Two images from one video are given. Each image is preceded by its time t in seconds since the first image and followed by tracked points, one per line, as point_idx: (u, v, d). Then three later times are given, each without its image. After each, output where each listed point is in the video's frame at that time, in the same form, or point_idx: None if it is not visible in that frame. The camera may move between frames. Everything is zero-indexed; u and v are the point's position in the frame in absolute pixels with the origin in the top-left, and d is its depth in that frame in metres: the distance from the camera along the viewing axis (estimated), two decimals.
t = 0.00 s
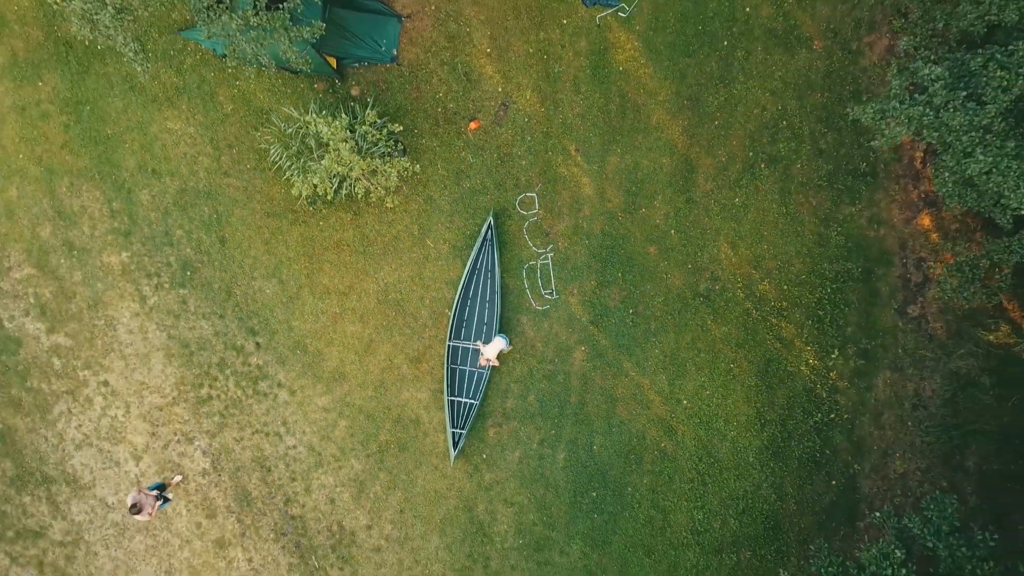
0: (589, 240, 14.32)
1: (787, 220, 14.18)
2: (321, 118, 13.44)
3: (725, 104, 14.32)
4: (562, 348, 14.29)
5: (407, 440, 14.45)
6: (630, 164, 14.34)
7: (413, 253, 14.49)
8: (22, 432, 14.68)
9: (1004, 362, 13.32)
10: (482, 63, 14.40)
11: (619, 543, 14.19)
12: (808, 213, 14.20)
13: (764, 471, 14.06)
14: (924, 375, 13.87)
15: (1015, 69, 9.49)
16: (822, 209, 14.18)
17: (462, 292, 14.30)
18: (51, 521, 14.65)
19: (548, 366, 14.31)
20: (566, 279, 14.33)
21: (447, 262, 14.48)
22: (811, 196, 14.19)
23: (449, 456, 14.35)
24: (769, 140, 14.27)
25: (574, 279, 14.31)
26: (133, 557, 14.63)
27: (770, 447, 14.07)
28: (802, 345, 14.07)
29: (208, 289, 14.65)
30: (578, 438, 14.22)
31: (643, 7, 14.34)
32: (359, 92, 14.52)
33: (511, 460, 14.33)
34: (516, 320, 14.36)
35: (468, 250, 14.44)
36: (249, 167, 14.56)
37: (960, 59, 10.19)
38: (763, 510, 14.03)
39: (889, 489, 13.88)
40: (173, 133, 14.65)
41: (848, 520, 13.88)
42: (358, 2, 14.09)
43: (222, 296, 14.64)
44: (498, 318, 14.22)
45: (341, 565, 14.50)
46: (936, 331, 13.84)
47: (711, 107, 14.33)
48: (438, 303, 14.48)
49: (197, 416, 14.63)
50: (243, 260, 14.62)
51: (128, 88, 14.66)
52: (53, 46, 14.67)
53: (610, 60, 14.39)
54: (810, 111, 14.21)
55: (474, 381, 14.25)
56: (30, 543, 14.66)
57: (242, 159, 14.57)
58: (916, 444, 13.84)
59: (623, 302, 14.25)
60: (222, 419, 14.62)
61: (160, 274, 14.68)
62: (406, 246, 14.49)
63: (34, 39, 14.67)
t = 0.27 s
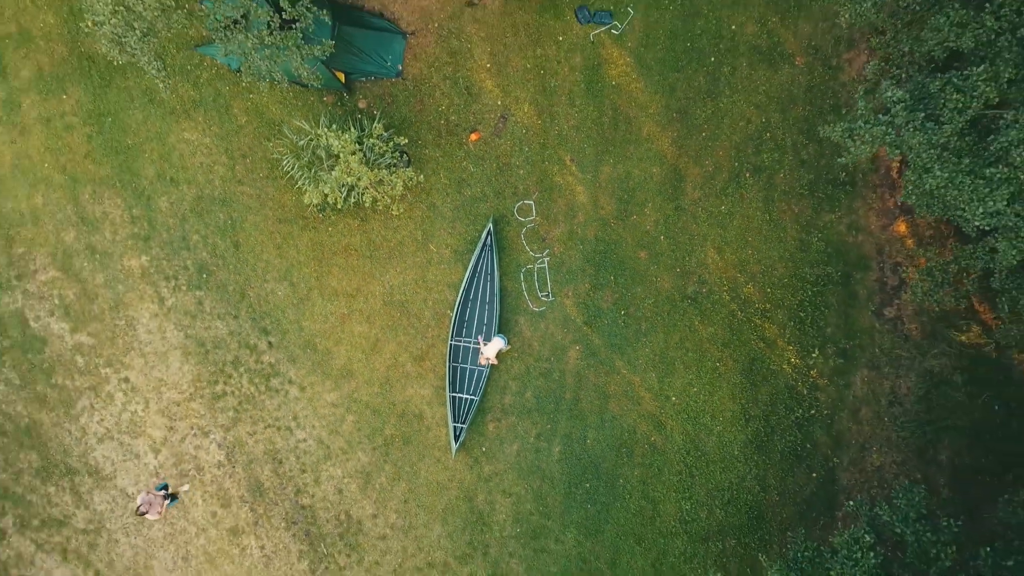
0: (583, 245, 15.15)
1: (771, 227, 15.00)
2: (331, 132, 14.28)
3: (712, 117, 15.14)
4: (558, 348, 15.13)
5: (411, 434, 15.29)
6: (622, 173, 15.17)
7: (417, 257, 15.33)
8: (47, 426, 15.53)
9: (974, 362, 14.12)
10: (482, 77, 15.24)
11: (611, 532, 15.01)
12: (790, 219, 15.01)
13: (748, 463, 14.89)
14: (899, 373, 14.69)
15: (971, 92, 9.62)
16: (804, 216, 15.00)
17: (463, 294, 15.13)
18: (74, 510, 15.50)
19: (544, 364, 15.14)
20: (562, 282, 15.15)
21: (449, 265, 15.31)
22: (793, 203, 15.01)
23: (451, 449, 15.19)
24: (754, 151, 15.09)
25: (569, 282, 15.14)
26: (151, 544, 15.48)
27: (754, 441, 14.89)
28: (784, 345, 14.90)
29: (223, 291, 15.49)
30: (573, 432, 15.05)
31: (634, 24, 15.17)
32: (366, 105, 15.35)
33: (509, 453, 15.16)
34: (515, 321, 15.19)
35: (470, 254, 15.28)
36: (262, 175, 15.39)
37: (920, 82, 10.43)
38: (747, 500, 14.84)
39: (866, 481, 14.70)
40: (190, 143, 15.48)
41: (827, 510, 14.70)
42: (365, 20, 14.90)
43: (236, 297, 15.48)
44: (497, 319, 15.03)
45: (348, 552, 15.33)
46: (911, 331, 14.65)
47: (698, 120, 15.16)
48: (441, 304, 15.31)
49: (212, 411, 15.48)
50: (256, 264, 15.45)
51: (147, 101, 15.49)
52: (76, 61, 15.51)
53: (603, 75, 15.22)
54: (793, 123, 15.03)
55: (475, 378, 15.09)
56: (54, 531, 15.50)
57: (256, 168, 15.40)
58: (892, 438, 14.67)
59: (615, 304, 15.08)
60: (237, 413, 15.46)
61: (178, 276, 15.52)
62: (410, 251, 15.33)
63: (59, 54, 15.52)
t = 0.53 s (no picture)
0: (578, 249, 16.00)
1: (756, 232, 15.84)
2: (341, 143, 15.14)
3: (701, 128, 15.98)
4: (555, 346, 15.98)
5: (415, 428, 16.14)
6: (615, 182, 16.01)
7: (421, 260, 16.18)
8: (71, 420, 16.39)
9: (948, 360, 14.96)
10: (483, 90, 16.09)
11: (604, 521, 15.85)
12: (775, 225, 15.85)
13: (735, 456, 15.72)
14: (878, 371, 15.54)
15: (933, 110, 10.47)
16: (788, 222, 15.83)
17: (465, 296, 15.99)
18: (96, 500, 16.36)
19: (541, 362, 16.00)
20: (558, 284, 16.00)
21: (451, 268, 16.17)
22: (778, 210, 15.85)
23: (453, 442, 16.04)
24: (740, 160, 15.93)
25: (565, 284, 15.99)
26: (169, 532, 16.33)
27: (741, 435, 15.73)
28: (769, 344, 15.74)
29: (238, 292, 16.34)
30: (569, 426, 15.91)
31: (627, 40, 16.01)
32: (373, 116, 16.20)
33: (508, 446, 16.01)
34: (514, 321, 16.04)
35: (471, 258, 16.12)
36: (274, 182, 16.24)
37: (888, 101, 11.31)
38: (734, 491, 15.68)
39: (846, 472, 15.54)
40: (206, 152, 16.32)
41: (809, 500, 15.53)
42: (372, 36, 15.73)
43: (249, 298, 16.33)
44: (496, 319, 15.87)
45: (356, 539, 16.18)
46: (889, 331, 15.50)
47: (688, 131, 15.99)
48: (444, 305, 16.16)
49: (227, 406, 16.34)
50: (269, 267, 16.30)
51: (165, 112, 16.33)
52: (99, 74, 16.36)
53: (597, 88, 16.06)
54: (777, 134, 15.87)
55: (475, 375, 15.94)
56: (78, 519, 16.36)
57: (268, 176, 16.24)
58: (870, 433, 15.50)
59: (609, 305, 15.93)
60: (250, 408, 16.32)
61: (195, 278, 16.38)
62: (415, 255, 16.17)
63: (82, 67, 16.36)
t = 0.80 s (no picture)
0: (575, 253, 16.77)
1: (745, 237, 16.61)
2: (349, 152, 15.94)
3: (693, 138, 16.75)
4: (553, 346, 16.76)
5: (420, 423, 16.92)
6: (611, 188, 16.78)
7: (425, 263, 16.96)
8: (91, 415, 17.18)
9: (928, 359, 15.71)
10: (484, 102, 16.87)
11: (600, 512, 16.63)
12: (763, 230, 16.61)
13: (724, 451, 16.49)
14: (861, 369, 16.29)
15: (905, 126, 11.22)
16: (775, 228, 16.60)
17: (467, 298, 16.76)
18: (115, 491, 17.15)
19: (540, 361, 16.78)
20: (557, 287, 16.78)
21: (454, 271, 16.94)
22: (766, 216, 16.61)
23: (455, 437, 16.83)
24: (730, 168, 16.69)
25: (563, 287, 16.77)
26: (184, 522, 17.11)
27: (730, 430, 16.50)
28: (757, 344, 16.51)
29: (250, 294, 17.12)
30: (566, 422, 16.69)
31: (622, 53, 16.79)
32: (380, 126, 16.98)
33: (508, 440, 16.79)
34: (514, 321, 16.82)
35: (473, 261, 16.90)
36: (286, 189, 17.02)
37: (862, 117, 12.07)
38: (723, 484, 16.44)
39: (831, 466, 16.29)
40: (220, 160, 17.09)
41: (796, 492, 16.29)
42: (379, 49, 16.51)
43: (262, 299, 17.11)
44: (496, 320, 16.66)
45: (363, 530, 16.95)
46: (872, 332, 16.25)
47: (680, 141, 16.76)
48: (447, 306, 16.94)
49: (240, 402, 17.13)
50: (280, 269, 17.09)
51: (181, 121, 17.10)
52: (118, 85, 17.14)
53: (594, 99, 16.84)
54: (765, 144, 16.64)
55: (477, 373, 16.72)
56: (97, 510, 17.14)
57: (280, 183, 17.03)
58: (854, 428, 16.27)
59: (605, 307, 16.71)
60: (262, 404, 17.10)
61: (209, 280, 17.17)
62: (420, 258, 16.96)
63: (102, 79, 17.15)
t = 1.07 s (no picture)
0: (572, 256, 17.54)
1: (734, 241, 17.37)
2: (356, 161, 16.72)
3: (684, 146, 17.52)
4: (550, 345, 17.53)
5: (423, 419, 17.70)
6: (605, 194, 17.55)
7: (428, 266, 17.73)
8: (108, 411, 17.97)
9: (908, 358, 16.48)
10: (485, 112, 17.65)
11: (595, 504, 17.39)
12: (751, 235, 17.36)
13: (714, 445, 17.25)
14: (845, 368, 17.04)
15: (878, 140, 11.97)
16: (763, 232, 17.34)
17: (468, 298, 17.55)
18: (131, 483, 17.94)
19: (538, 359, 17.55)
20: (554, 288, 17.55)
21: (456, 273, 17.71)
22: (754, 221, 17.36)
23: (457, 431, 17.60)
24: (720, 175, 17.44)
25: (560, 288, 17.54)
26: (198, 513, 17.90)
27: (719, 426, 17.27)
28: (745, 343, 17.28)
29: (261, 295, 17.90)
30: (562, 418, 17.46)
31: (617, 65, 17.55)
32: (385, 134, 17.76)
33: (507, 435, 17.56)
34: (513, 321, 17.59)
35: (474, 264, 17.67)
36: (295, 194, 17.81)
37: (840, 131, 12.92)
38: (712, 477, 17.20)
39: (816, 461, 17.05)
40: (232, 167, 17.86)
41: (782, 485, 17.05)
42: (385, 61, 17.28)
43: (272, 300, 17.89)
44: (496, 320, 17.43)
45: (368, 520, 17.72)
46: (855, 332, 17.01)
47: (672, 149, 17.53)
48: (449, 307, 17.72)
49: (251, 398, 17.91)
50: (290, 271, 17.86)
51: (195, 130, 17.87)
52: (134, 95, 17.90)
53: (589, 109, 17.60)
54: (754, 152, 17.40)
55: (478, 371, 17.48)
56: (114, 501, 17.93)
57: (289, 188, 17.80)
58: (838, 424, 17.02)
59: (599, 307, 17.48)
60: (272, 400, 17.88)
61: (222, 282, 17.95)
62: (423, 261, 17.73)
63: (119, 89, 17.91)
